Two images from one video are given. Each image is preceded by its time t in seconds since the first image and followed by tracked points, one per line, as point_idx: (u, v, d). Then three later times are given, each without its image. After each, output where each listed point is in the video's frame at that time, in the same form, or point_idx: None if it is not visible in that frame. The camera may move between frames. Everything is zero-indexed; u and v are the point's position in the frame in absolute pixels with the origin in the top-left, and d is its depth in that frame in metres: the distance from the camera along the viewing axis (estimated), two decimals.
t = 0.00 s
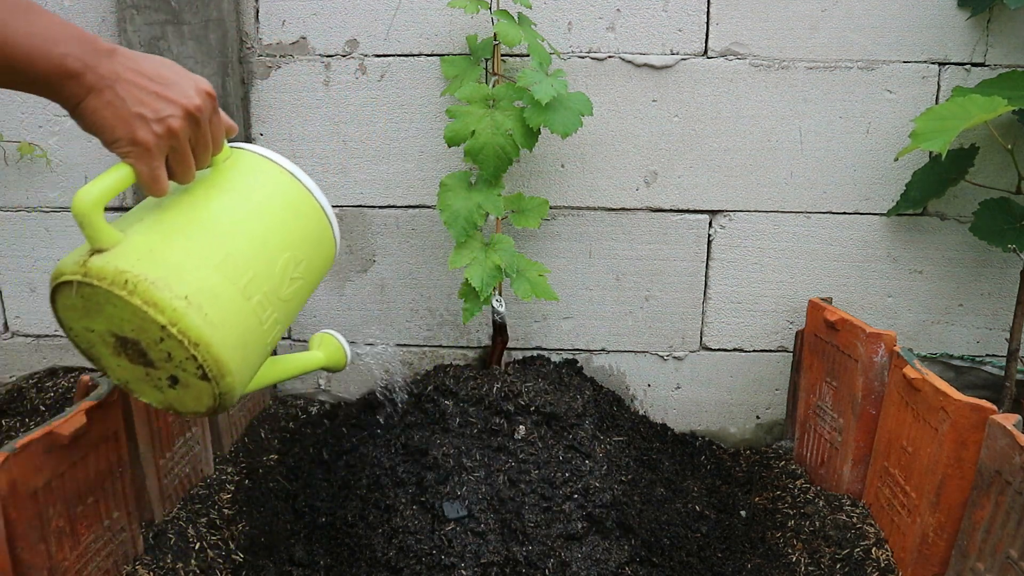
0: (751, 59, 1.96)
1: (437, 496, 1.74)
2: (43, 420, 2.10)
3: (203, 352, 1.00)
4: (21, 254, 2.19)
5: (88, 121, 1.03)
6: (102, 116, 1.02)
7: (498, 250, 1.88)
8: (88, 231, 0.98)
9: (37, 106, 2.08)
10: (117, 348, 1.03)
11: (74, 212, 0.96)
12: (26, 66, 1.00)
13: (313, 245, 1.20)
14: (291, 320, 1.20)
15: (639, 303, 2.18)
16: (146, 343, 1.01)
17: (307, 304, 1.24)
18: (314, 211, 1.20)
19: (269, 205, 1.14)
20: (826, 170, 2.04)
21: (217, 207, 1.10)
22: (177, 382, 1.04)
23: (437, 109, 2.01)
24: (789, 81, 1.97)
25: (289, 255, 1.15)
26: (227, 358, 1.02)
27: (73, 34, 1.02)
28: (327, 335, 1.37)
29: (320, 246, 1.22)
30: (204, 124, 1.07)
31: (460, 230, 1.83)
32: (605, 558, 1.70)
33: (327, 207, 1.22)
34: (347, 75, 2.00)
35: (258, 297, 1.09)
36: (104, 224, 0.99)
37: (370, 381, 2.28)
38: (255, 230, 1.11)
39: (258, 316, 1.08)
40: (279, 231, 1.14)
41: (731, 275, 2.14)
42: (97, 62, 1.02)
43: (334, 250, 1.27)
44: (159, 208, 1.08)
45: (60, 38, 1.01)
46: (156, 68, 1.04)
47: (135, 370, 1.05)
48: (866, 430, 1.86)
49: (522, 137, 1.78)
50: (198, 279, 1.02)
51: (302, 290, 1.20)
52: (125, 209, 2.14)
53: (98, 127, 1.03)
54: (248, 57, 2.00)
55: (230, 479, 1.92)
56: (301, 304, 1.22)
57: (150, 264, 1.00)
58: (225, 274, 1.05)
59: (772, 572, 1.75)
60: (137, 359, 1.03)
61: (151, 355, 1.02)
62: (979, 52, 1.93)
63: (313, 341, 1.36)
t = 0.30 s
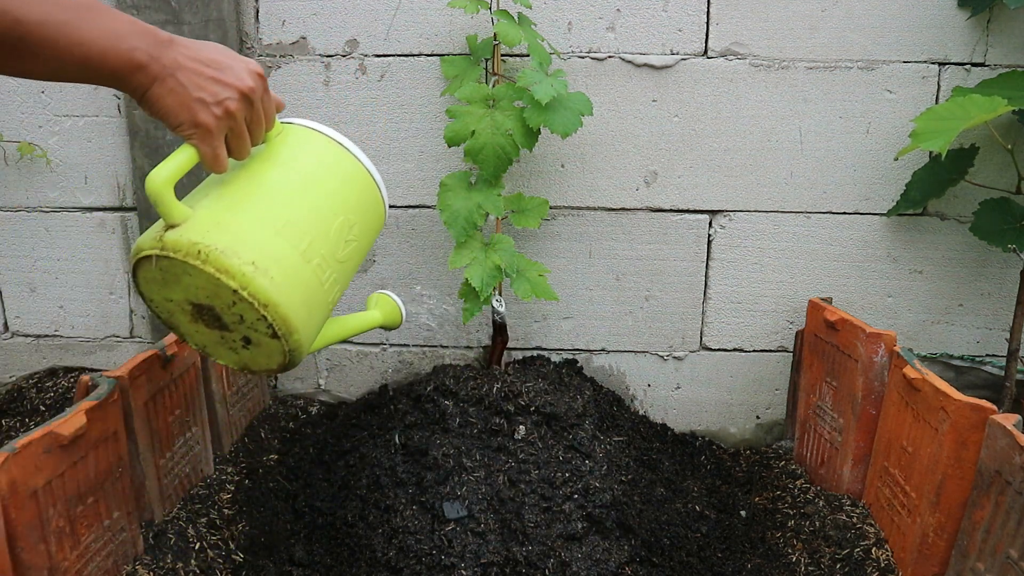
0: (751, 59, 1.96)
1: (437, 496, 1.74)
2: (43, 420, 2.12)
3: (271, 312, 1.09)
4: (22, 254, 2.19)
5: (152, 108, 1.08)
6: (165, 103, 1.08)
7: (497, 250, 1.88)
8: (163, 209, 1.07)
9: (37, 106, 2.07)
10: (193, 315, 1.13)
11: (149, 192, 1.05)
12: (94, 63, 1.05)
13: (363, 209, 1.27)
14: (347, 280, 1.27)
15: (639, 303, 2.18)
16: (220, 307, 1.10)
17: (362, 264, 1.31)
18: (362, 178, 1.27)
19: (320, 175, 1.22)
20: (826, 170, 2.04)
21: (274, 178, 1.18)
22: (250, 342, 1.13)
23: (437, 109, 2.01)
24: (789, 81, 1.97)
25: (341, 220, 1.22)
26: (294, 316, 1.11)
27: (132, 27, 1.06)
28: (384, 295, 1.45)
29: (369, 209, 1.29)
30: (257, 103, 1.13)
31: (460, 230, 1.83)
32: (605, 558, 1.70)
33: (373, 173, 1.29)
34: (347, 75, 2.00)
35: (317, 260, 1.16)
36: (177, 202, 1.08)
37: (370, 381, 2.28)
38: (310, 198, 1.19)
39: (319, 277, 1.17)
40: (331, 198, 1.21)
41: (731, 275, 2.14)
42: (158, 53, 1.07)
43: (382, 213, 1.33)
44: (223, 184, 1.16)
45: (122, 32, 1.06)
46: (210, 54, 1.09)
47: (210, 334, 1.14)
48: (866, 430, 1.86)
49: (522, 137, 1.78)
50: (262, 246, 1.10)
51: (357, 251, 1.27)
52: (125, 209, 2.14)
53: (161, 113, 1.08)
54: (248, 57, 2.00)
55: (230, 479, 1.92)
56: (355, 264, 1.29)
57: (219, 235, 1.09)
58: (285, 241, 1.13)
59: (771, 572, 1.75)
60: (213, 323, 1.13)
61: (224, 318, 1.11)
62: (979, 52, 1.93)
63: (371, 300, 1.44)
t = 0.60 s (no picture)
0: (751, 59, 1.96)
1: (438, 496, 1.74)
2: (43, 420, 2.12)
3: (281, 312, 1.16)
4: (22, 254, 2.19)
5: (163, 114, 1.12)
6: (177, 110, 1.12)
7: (498, 250, 1.88)
8: (175, 213, 1.13)
9: (37, 106, 2.07)
10: (198, 315, 1.19)
11: (162, 196, 1.10)
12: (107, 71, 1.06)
13: (358, 215, 1.35)
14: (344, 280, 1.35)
15: (639, 303, 2.18)
16: (229, 308, 1.16)
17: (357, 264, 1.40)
18: (359, 183, 1.35)
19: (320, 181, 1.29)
20: (826, 170, 2.04)
21: (278, 185, 1.25)
22: (255, 341, 1.20)
23: (437, 109, 2.01)
24: (789, 81, 1.97)
25: (340, 224, 1.30)
26: (301, 316, 1.18)
27: (144, 36, 1.09)
28: (366, 298, 1.50)
29: (364, 213, 1.37)
30: (262, 110, 1.20)
31: (460, 230, 1.83)
32: (605, 557, 1.70)
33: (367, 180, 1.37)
34: (347, 75, 2.00)
35: (321, 262, 1.24)
36: (187, 206, 1.14)
37: (370, 381, 2.28)
38: (312, 202, 1.26)
39: (323, 278, 1.24)
40: (331, 203, 1.29)
41: (731, 275, 2.14)
42: (170, 62, 1.11)
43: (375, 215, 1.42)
44: (228, 190, 1.22)
45: (135, 40, 1.08)
46: (218, 63, 1.15)
47: (214, 334, 1.21)
48: (865, 429, 1.86)
49: (522, 137, 1.78)
50: (271, 249, 1.17)
51: (354, 252, 1.35)
52: (125, 209, 2.14)
53: (172, 119, 1.13)
54: (248, 57, 2.00)
55: (230, 479, 1.92)
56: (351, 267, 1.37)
57: (231, 238, 1.15)
58: (292, 244, 1.20)
59: (771, 572, 1.75)
60: (218, 323, 1.19)
61: (231, 318, 1.18)
62: (979, 52, 1.94)
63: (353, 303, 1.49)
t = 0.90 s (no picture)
0: (751, 59, 1.96)
1: (437, 496, 1.74)
2: (43, 420, 2.12)
3: (242, 337, 1.17)
4: (21, 254, 2.19)
5: (123, 129, 1.14)
6: (139, 125, 1.14)
7: (498, 250, 1.88)
8: (134, 233, 1.12)
9: (37, 106, 2.07)
10: (150, 339, 1.18)
11: (123, 216, 1.10)
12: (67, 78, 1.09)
13: (312, 240, 1.40)
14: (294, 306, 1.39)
15: (639, 303, 2.18)
16: (186, 332, 1.17)
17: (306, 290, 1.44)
18: (313, 211, 1.40)
19: (277, 204, 1.33)
20: (826, 170, 2.04)
21: (237, 208, 1.27)
22: (208, 367, 1.21)
23: (437, 109, 2.01)
24: (789, 81, 1.97)
25: (296, 250, 1.34)
26: (261, 342, 1.20)
27: (110, 49, 1.13)
28: (304, 326, 1.61)
29: (317, 238, 1.42)
30: (225, 131, 1.22)
31: (460, 230, 1.83)
32: (605, 558, 1.70)
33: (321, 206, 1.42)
34: (347, 75, 2.00)
35: (279, 288, 1.27)
36: (146, 226, 1.13)
37: (370, 381, 2.28)
38: (271, 228, 1.29)
39: (280, 303, 1.27)
40: (288, 228, 1.32)
41: (731, 275, 2.14)
42: (133, 76, 1.13)
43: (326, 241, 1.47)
44: (184, 211, 1.23)
45: (99, 52, 1.11)
46: (183, 82, 1.18)
47: (163, 359, 1.20)
48: (865, 430, 1.86)
49: (522, 137, 1.78)
50: (233, 273, 1.19)
51: (306, 278, 1.39)
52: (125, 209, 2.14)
53: (132, 134, 1.14)
54: (248, 57, 2.00)
55: (230, 479, 1.93)
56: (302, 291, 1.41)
57: (193, 261, 1.16)
58: (253, 268, 1.22)
59: (772, 572, 1.75)
60: (170, 347, 1.19)
61: (186, 342, 1.18)
62: (979, 52, 1.93)
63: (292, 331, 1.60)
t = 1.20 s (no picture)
0: (751, 59, 1.96)
1: (437, 496, 1.75)
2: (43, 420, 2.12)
3: (172, 398, 1.09)
4: (22, 254, 2.19)
5: (51, 154, 1.08)
6: (68, 150, 1.08)
7: (498, 250, 1.88)
8: (53, 278, 1.05)
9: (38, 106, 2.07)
10: (76, 393, 1.11)
11: (39, 259, 1.02)
12: None
13: (266, 286, 1.32)
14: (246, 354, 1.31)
15: (639, 303, 2.18)
16: (112, 389, 1.09)
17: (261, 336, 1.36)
18: (269, 255, 1.32)
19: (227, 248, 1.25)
20: (826, 170, 2.04)
21: (180, 250, 1.19)
22: (138, 426, 1.13)
23: (437, 109, 2.01)
24: (789, 81, 1.97)
25: (246, 297, 1.26)
26: (195, 404, 1.12)
27: (46, 69, 1.09)
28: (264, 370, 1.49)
29: (272, 284, 1.34)
30: (168, 164, 1.14)
31: (460, 230, 1.83)
32: (605, 558, 1.70)
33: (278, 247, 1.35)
34: (347, 75, 2.00)
35: (223, 340, 1.19)
36: (67, 271, 1.06)
37: (370, 381, 2.28)
38: (218, 273, 1.21)
39: (223, 357, 1.19)
40: (238, 275, 1.25)
41: (731, 275, 2.14)
42: (68, 98, 1.09)
43: (284, 282, 1.39)
44: (119, 252, 1.16)
45: (33, 70, 1.08)
46: (122, 108, 1.12)
47: (92, 413, 1.13)
48: (865, 430, 1.86)
49: (522, 137, 1.78)
50: (167, 325, 1.11)
51: (258, 325, 1.31)
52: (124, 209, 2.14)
53: (62, 160, 1.08)
54: (248, 57, 2.00)
55: (230, 479, 1.93)
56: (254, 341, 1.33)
57: (121, 312, 1.08)
58: (192, 319, 1.14)
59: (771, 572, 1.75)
60: (97, 403, 1.12)
61: (114, 399, 1.10)
62: (979, 52, 1.93)
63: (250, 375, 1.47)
